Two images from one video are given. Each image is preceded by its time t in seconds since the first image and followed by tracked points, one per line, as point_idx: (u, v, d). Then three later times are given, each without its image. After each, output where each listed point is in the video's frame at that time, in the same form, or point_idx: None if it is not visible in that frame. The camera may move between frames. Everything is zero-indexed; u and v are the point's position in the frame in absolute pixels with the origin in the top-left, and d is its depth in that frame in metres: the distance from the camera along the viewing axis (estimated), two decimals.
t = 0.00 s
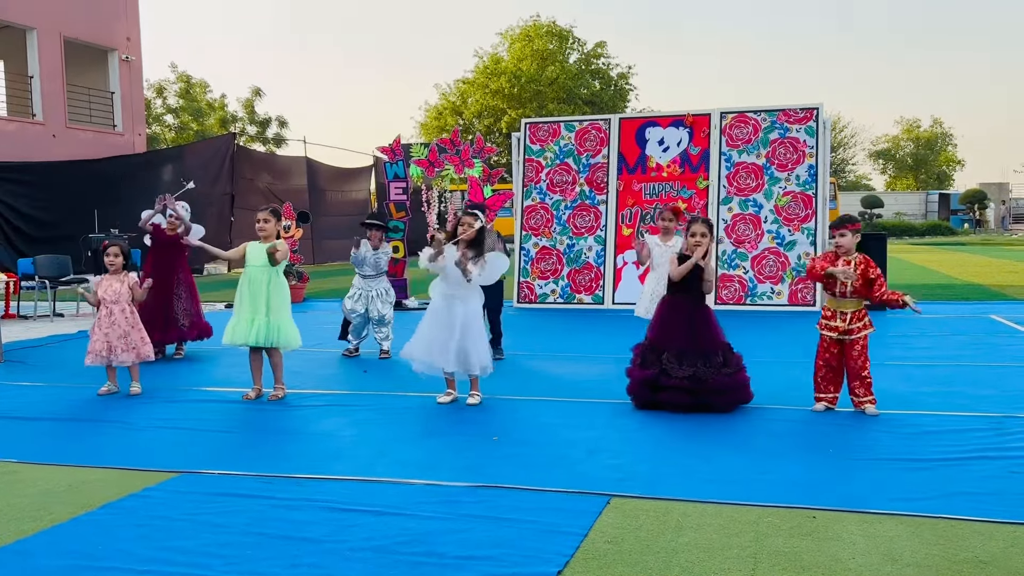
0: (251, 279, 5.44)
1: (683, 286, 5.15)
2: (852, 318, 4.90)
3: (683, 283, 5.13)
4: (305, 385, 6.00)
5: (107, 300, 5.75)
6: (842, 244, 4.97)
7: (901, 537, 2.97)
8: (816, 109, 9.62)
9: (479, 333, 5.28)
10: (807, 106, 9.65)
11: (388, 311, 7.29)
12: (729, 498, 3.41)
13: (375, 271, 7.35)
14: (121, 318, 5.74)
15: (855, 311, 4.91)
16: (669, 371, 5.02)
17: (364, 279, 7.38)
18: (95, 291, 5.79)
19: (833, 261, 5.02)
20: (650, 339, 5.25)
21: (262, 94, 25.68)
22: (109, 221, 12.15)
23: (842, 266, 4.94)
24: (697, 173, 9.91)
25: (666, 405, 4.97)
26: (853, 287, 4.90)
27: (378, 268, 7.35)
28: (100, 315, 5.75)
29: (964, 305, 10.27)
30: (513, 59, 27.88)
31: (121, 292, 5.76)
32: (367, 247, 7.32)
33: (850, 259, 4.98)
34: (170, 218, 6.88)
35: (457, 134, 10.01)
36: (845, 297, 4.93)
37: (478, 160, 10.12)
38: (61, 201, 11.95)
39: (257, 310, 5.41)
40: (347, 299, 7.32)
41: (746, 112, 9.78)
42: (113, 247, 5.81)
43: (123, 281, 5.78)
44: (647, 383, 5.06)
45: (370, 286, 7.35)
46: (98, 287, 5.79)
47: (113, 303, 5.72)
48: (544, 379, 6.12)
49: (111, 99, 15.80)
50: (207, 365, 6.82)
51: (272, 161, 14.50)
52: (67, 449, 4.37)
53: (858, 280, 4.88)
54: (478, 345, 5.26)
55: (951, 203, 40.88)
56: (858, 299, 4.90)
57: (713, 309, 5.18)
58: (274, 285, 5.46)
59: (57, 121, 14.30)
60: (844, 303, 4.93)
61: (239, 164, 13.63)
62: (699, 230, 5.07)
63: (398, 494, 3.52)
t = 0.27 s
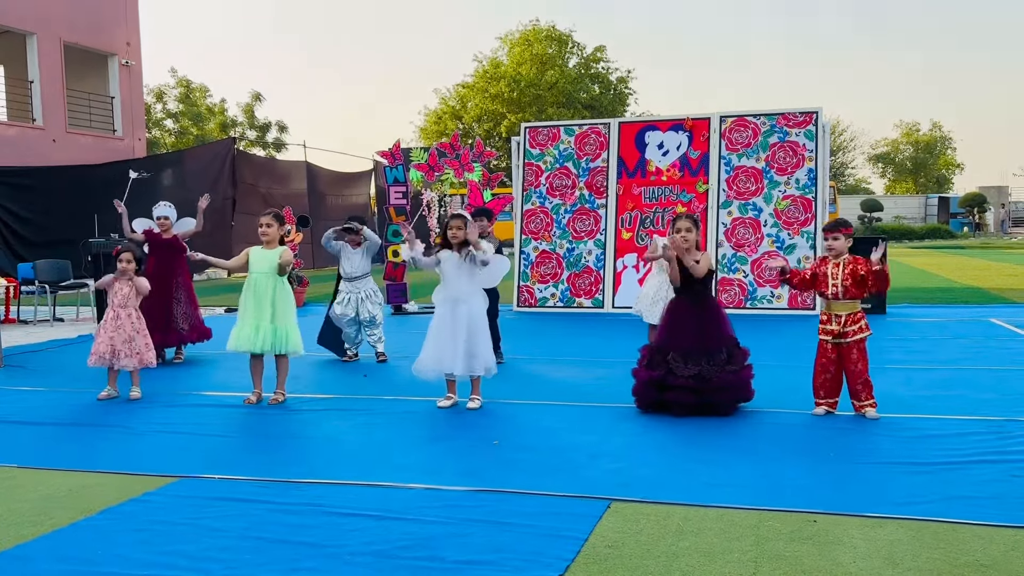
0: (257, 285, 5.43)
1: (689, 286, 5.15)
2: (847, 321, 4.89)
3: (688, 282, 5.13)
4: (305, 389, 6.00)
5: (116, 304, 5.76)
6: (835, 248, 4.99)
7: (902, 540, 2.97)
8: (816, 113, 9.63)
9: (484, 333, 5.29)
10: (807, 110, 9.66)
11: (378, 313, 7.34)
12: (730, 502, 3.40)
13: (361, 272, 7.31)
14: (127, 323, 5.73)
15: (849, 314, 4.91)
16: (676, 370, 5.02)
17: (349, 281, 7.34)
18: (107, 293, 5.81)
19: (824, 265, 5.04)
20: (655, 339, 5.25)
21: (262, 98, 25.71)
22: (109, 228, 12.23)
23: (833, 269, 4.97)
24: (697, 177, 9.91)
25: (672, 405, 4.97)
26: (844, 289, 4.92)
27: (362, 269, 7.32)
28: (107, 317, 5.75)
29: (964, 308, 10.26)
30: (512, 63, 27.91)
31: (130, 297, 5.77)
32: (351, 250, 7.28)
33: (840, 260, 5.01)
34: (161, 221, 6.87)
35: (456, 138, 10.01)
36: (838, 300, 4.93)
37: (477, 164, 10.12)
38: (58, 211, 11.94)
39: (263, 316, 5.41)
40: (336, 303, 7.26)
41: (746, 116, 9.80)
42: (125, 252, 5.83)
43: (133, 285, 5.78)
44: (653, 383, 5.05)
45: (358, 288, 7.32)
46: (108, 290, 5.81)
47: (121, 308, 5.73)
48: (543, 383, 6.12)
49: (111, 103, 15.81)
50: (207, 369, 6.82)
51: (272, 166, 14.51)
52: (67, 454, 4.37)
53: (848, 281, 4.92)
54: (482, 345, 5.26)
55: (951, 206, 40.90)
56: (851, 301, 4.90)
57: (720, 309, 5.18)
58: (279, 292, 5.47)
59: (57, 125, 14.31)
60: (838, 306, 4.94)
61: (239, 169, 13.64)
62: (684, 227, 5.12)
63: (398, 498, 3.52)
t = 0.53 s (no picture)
0: (248, 290, 5.45)
1: (689, 289, 5.14)
2: (850, 324, 4.88)
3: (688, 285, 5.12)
4: (306, 394, 5.99)
5: (121, 309, 5.76)
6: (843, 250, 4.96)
7: (903, 544, 2.97)
8: (816, 117, 9.64)
9: (482, 337, 5.29)
10: (807, 114, 9.67)
11: (385, 319, 7.32)
12: (730, 505, 3.40)
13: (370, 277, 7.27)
14: (133, 328, 5.73)
15: (853, 317, 4.90)
16: (677, 375, 5.02)
17: (358, 286, 7.32)
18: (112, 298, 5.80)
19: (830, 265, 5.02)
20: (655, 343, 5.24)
21: (262, 102, 25.73)
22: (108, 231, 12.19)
23: (840, 272, 4.96)
24: (697, 180, 9.90)
25: (673, 409, 4.97)
26: (851, 292, 4.90)
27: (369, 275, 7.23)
28: (113, 322, 5.73)
29: (965, 311, 10.25)
30: (512, 67, 27.94)
31: (135, 301, 5.79)
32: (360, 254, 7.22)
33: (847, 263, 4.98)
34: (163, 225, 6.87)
35: (457, 142, 10.02)
36: (844, 303, 4.92)
37: (478, 168, 10.13)
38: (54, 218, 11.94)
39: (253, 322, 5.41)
40: (343, 307, 7.25)
41: (746, 119, 9.81)
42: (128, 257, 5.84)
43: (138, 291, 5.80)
44: (654, 387, 5.04)
45: (366, 293, 7.32)
46: (113, 296, 5.81)
47: (127, 312, 5.74)
48: (544, 386, 6.12)
49: (111, 108, 15.83)
50: (208, 374, 6.81)
51: (272, 170, 14.51)
52: (68, 459, 4.37)
53: (856, 285, 4.90)
54: (483, 349, 5.26)
55: (951, 209, 40.89)
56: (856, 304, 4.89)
57: (719, 311, 5.17)
58: (272, 298, 5.48)
59: (58, 130, 14.33)
60: (842, 309, 4.92)
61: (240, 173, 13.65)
62: (690, 228, 5.16)
63: (399, 502, 3.52)
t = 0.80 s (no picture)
0: (252, 288, 5.45)
1: (690, 291, 5.12)
2: (859, 324, 4.89)
3: (690, 287, 5.11)
4: (308, 395, 6.00)
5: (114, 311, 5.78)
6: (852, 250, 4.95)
7: (905, 544, 2.96)
8: (817, 117, 9.63)
9: (484, 339, 5.29)
10: (808, 114, 9.66)
11: (393, 322, 7.30)
12: (732, 506, 3.40)
13: (381, 280, 7.37)
14: (125, 331, 5.73)
15: (862, 317, 4.90)
16: (678, 377, 5.03)
17: (370, 288, 7.39)
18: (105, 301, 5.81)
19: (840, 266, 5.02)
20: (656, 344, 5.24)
21: (263, 104, 25.76)
22: (110, 232, 12.14)
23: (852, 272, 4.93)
24: (698, 181, 9.91)
25: (674, 410, 4.98)
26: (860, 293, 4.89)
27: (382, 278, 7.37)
28: (106, 325, 5.76)
29: (966, 311, 10.25)
30: (513, 68, 27.94)
31: (127, 304, 5.78)
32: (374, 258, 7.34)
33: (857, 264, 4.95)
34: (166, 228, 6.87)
35: (458, 143, 10.03)
36: (852, 303, 4.91)
37: (479, 169, 10.13)
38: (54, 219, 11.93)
39: (256, 321, 5.42)
40: (352, 307, 7.31)
41: (747, 120, 9.81)
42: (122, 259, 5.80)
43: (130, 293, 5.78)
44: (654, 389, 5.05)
45: (377, 295, 7.36)
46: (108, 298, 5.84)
47: (118, 314, 5.74)
48: (545, 387, 6.12)
49: (113, 110, 15.84)
50: (210, 375, 6.82)
51: (274, 171, 14.52)
52: (70, 461, 4.38)
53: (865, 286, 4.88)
54: (484, 350, 5.27)
55: (953, 209, 40.87)
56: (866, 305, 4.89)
57: (720, 312, 5.16)
58: (273, 297, 5.45)
59: (59, 132, 14.35)
60: (851, 309, 4.92)
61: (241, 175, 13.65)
62: (694, 228, 5.10)
63: (401, 504, 3.52)
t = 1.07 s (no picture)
0: (255, 289, 5.45)
1: (692, 287, 5.12)
2: (845, 319, 4.87)
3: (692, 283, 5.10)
4: (311, 394, 6.01)
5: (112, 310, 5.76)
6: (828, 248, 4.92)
7: (908, 541, 2.96)
8: (819, 114, 9.61)
9: (485, 337, 5.28)
10: (810, 111, 9.64)
11: (388, 317, 7.31)
12: (735, 503, 3.40)
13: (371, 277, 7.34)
14: (128, 329, 5.76)
15: (847, 312, 4.88)
16: (679, 373, 5.03)
17: (359, 287, 7.37)
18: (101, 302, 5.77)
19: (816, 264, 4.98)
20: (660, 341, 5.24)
21: (266, 103, 25.78)
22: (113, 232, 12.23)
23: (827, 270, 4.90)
24: (701, 178, 9.90)
25: (676, 407, 5.00)
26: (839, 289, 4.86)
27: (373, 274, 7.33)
28: (106, 325, 5.75)
29: (969, 308, 10.23)
30: (515, 66, 27.94)
31: (127, 302, 5.77)
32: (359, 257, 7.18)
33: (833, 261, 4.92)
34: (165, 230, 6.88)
35: (460, 142, 10.02)
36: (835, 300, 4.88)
37: (481, 167, 10.13)
38: (63, 227, 11.93)
39: (260, 321, 5.43)
40: (345, 308, 7.29)
41: (749, 117, 9.78)
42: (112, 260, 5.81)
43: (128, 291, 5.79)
44: (657, 385, 5.06)
45: (367, 293, 7.35)
46: (103, 298, 5.79)
47: (120, 313, 5.74)
48: (548, 385, 6.12)
49: (115, 110, 15.86)
50: (213, 374, 6.83)
51: (276, 170, 14.52)
52: (74, 460, 4.39)
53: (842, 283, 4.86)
54: (485, 348, 5.26)
55: (956, 206, 40.81)
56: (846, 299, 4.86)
57: (723, 308, 5.14)
58: (278, 297, 5.47)
59: (62, 132, 14.37)
60: (835, 306, 4.89)
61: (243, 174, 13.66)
62: (694, 227, 5.04)
63: (403, 502, 3.52)
